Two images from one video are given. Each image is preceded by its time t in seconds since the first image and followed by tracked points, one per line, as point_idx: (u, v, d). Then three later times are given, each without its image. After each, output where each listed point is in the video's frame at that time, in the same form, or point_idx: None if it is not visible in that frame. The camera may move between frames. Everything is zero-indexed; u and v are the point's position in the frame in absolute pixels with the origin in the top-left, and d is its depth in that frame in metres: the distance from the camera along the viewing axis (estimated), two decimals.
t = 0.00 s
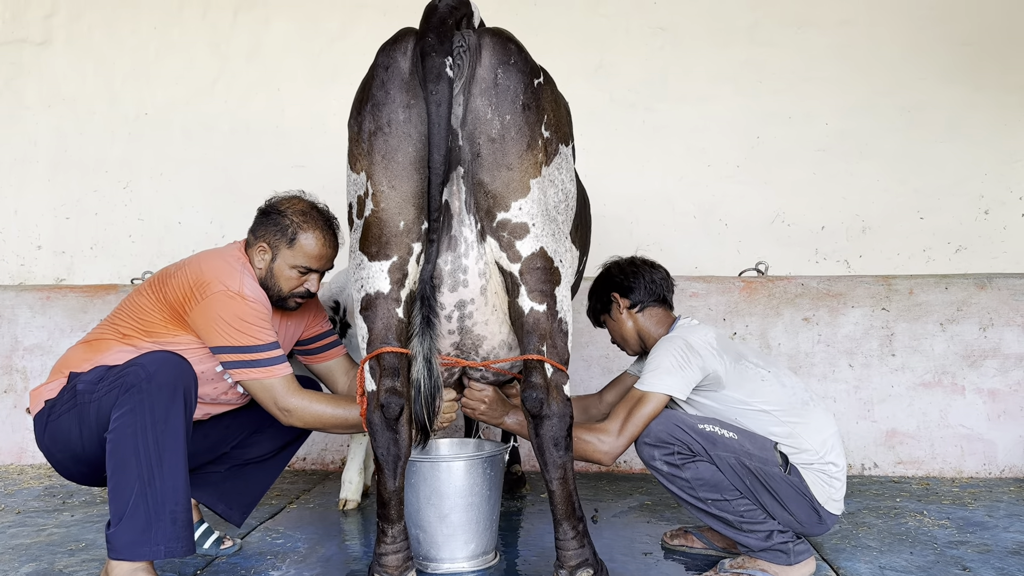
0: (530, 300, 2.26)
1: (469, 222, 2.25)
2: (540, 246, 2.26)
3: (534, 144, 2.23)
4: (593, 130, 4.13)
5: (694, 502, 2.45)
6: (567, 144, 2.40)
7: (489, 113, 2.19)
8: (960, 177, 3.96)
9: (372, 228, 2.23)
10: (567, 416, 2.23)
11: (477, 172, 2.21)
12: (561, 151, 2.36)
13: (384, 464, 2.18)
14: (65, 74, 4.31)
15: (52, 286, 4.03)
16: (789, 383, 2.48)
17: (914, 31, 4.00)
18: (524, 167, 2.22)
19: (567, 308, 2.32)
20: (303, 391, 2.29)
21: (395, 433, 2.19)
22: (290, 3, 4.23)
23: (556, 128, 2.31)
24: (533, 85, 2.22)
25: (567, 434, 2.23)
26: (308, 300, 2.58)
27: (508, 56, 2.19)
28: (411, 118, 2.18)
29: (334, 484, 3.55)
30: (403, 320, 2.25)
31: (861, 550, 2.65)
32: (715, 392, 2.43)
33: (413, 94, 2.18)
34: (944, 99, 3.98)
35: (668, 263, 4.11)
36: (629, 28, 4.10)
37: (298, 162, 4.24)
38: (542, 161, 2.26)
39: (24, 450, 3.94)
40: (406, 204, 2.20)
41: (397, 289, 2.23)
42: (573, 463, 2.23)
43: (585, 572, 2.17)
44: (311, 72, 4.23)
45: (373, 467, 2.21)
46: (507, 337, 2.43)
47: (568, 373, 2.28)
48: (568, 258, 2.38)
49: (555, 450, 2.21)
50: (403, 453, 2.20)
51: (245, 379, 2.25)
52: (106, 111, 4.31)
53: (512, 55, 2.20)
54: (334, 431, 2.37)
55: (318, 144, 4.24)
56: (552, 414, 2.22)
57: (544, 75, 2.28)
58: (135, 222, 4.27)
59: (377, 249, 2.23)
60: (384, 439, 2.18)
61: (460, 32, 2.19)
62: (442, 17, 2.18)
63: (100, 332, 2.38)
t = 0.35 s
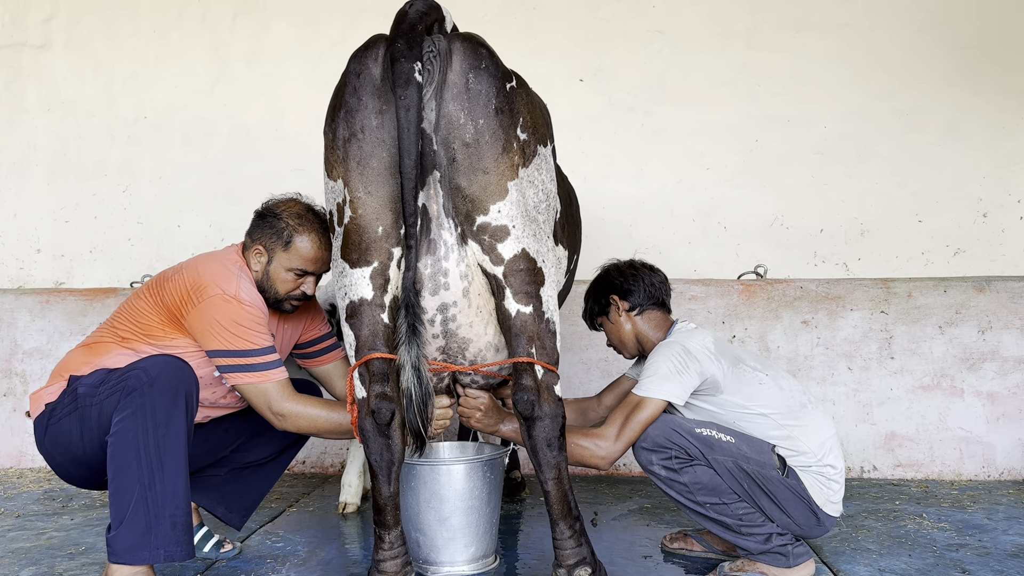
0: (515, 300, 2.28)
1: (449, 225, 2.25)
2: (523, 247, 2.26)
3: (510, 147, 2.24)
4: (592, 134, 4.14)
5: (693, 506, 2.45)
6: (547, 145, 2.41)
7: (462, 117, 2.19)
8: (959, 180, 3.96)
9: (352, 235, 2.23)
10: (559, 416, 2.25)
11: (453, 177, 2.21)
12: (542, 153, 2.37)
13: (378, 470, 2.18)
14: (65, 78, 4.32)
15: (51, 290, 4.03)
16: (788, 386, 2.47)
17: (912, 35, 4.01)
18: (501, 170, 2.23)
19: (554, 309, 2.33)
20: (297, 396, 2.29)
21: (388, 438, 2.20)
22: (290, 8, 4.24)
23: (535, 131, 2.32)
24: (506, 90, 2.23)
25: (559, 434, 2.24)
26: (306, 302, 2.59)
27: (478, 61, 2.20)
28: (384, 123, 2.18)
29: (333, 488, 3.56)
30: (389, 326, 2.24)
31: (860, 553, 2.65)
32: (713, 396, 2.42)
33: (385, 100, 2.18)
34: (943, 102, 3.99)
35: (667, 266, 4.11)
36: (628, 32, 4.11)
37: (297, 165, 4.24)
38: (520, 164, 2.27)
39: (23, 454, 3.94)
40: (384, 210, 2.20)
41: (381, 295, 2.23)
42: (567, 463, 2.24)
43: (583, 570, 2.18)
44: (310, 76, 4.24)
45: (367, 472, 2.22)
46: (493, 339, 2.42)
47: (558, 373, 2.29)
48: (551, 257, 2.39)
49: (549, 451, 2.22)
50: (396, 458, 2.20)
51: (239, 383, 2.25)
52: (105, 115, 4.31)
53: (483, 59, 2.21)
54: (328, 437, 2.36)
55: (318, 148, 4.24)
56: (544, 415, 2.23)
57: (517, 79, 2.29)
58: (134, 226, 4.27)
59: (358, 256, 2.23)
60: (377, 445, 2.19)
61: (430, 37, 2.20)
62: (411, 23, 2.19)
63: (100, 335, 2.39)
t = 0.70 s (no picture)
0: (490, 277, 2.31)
1: (430, 219, 2.28)
2: (500, 221, 2.31)
3: (490, 141, 2.27)
4: (591, 135, 4.14)
5: (693, 506, 2.45)
6: (538, 150, 2.48)
7: (441, 113, 2.20)
8: (957, 181, 3.97)
9: (336, 236, 2.26)
10: (495, 321, 2.06)
11: (433, 172, 2.23)
12: (531, 157, 2.42)
13: (371, 467, 2.31)
14: (64, 79, 4.32)
15: (50, 291, 4.02)
16: (788, 385, 2.48)
17: (910, 36, 4.01)
18: (480, 162, 2.26)
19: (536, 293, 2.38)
20: (290, 396, 2.29)
21: (378, 434, 2.29)
22: (290, 9, 4.24)
23: (518, 129, 2.36)
24: (488, 88, 2.25)
25: (493, 336, 2.05)
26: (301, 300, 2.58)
27: (458, 58, 2.20)
28: (364, 123, 2.18)
29: (333, 488, 3.56)
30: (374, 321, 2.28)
31: (859, 553, 2.65)
32: (715, 396, 2.43)
33: (364, 99, 2.17)
34: (942, 103, 4.00)
35: (667, 267, 4.11)
36: (627, 33, 4.11)
37: (296, 166, 4.25)
38: (502, 158, 2.31)
39: (23, 455, 3.94)
40: (365, 209, 2.22)
41: (365, 294, 2.27)
42: (503, 366, 2.06)
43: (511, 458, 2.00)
44: (310, 77, 4.24)
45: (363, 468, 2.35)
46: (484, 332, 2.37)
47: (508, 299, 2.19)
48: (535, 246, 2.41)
49: (482, 353, 2.03)
50: (388, 454, 2.31)
51: (233, 383, 2.25)
52: (104, 116, 4.31)
53: (463, 56, 2.21)
54: (323, 435, 2.37)
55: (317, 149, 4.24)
56: (479, 318, 2.05)
57: (500, 80, 2.32)
58: (133, 227, 4.27)
59: (342, 256, 2.26)
60: (368, 442, 2.29)
61: (409, 37, 2.19)
62: (389, 22, 2.15)
63: (98, 336, 2.39)
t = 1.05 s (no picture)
0: (497, 296, 2.27)
1: (443, 224, 2.26)
2: (510, 244, 2.26)
3: (508, 147, 2.25)
4: (592, 133, 4.14)
5: (693, 504, 2.45)
6: (540, 154, 2.43)
7: (462, 116, 2.20)
8: (958, 178, 3.97)
9: (345, 233, 2.23)
10: (531, 412, 2.21)
11: (451, 175, 2.22)
12: (535, 161, 2.39)
13: (368, 467, 2.19)
14: (63, 78, 4.32)
15: (50, 291, 4.02)
16: (788, 383, 2.48)
17: (911, 33, 4.01)
18: (498, 168, 2.23)
19: (537, 306, 2.33)
20: (288, 393, 2.28)
21: (376, 436, 2.19)
22: (289, 7, 4.24)
23: (529, 139, 2.34)
24: (506, 92, 2.24)
25: (528, 429, 2.20)
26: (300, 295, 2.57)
27: (480, 61, 2.20)
28: (384, 123, 2.18)
29: (334, 487, 3.56)
30: (379, 325, 2.25)
31: (860, 551, 2.65)
32: (714, 394, 2.42)
33: (385, 99, 2.18)
34: (943, 100, 3.99)
35: (667, 265, 4.11)
36: (627, 31, 4.11)
37: (296, 165, 4.25)
38: (516, 164, 2.28)
39: (23, 454, 3.94)
40: (381, 209, 2.20)
41: (371, 293, 2.23)
42: (535, 461, 2.21)
43: None
44: (309, 76, 4.24)
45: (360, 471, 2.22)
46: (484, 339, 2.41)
47: (536, 370, 2.27)
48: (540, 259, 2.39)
49: (517, 446, 2.19)
50: (387, 455, 2.20)
51: (231, 381, 2.25)
52: (103, 115, 4.31)
53: (483, 60, 2.20)
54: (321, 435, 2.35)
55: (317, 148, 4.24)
56: (516, 408, 2.20)
57: (515, 83, 2.29)
58: (133, 225, 4.27)
59: (350, 254, 2.23)
60: (366, 442, 2.19)
61: (430, 38, 2.21)
62: (411, 22, 2.19)
63: (99, 334, 2.39)
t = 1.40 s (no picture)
0: (507, 290, 2.26)
1: (451, 216, 2.25)
2: (523, 238, 2.25)
3: (520, 139, 2.23)
4: (591, 128, 4.13)
5: (694, 498, 2.45)
6: (551, 146, 2.41)
7: (475, 107, 2.19)
8: (958, 173, 3.96)
9: (353, 225, 2.22)
10: (536, 411, 2.20)
11: (462, 167, 2.21)
12: (547, 154, 2.37)
13: (371, 462, 2.18)
14: (62, 74, 4.31)
15: (50, 287, 4.02)
16: (789, 378, 2.48)
17: (911, 27, 4.00)
18: (509, 161, 2.22)
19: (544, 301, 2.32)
20: (276, 387, 2.26)
21: (380, 432, 2.18)
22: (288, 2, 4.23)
23: (542, 130, 2.32)
24: (519, 83, 2.23)
25: (533, 428, 2.20)
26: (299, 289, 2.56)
27: (494, 52, 2.19)
28: (396, 113, 2.17)
29: (334, 483, 3.56)
30: (385, 318, 2.25)
31: (861, 545, 2.65)
32: (716, 388, 2.42)
33: (397, 89, 2.18)
34: (943, 94, 3.98)
35: (667, 260, 4.11)
36: (627, 26, 4.10)
37: (295, 161, 4.24)
38: (527, 157, 2.26)
39: (23, 451, 3.94)
40: (390, 200, 2.19)
41: (377, 287, 2.23)
42: (538, 460, 2.21)
43: None
44: (308, 71, 4.23)
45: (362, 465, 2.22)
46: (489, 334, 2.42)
47: (541, 368, 2.26)
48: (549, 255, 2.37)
49: (522, 445, 2.18)
50: (390, 451, 2.19)
51: (222, 374, 2.23)
52: (102, 111, 4.30)
53: (498, 50, 2.20)
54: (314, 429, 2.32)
55: (316, 143, 4.23)
56: (522, 407, 2.19)
57: (529, 74, 2.29)
58: (133, 221, 4.27)
59: (358, 247, 2.22)
60: (370, 438, 2.18)
61: (445, 27, 2.20)
62: (426, 11, 2.18)
63: (98, 330, 2.39)
